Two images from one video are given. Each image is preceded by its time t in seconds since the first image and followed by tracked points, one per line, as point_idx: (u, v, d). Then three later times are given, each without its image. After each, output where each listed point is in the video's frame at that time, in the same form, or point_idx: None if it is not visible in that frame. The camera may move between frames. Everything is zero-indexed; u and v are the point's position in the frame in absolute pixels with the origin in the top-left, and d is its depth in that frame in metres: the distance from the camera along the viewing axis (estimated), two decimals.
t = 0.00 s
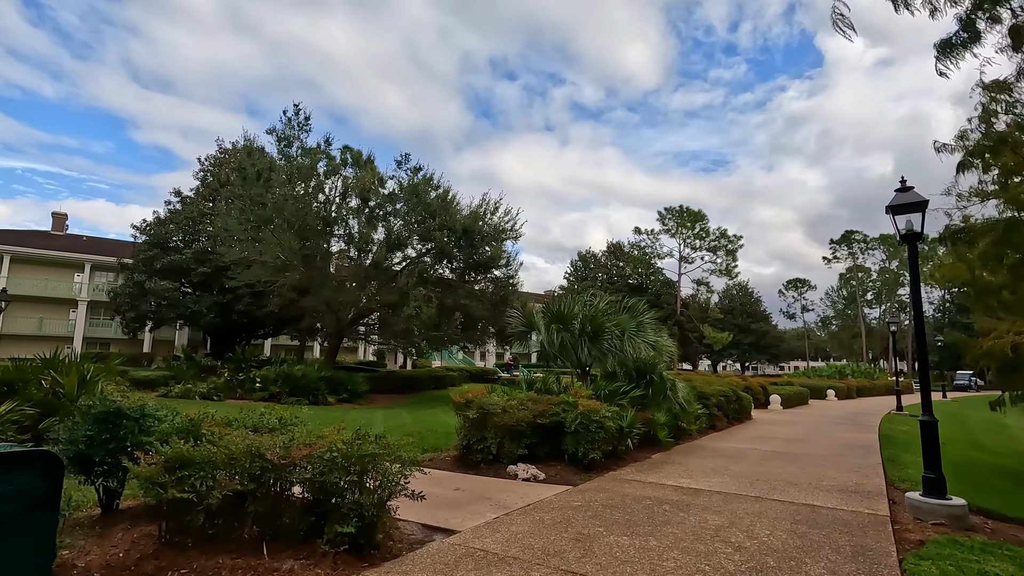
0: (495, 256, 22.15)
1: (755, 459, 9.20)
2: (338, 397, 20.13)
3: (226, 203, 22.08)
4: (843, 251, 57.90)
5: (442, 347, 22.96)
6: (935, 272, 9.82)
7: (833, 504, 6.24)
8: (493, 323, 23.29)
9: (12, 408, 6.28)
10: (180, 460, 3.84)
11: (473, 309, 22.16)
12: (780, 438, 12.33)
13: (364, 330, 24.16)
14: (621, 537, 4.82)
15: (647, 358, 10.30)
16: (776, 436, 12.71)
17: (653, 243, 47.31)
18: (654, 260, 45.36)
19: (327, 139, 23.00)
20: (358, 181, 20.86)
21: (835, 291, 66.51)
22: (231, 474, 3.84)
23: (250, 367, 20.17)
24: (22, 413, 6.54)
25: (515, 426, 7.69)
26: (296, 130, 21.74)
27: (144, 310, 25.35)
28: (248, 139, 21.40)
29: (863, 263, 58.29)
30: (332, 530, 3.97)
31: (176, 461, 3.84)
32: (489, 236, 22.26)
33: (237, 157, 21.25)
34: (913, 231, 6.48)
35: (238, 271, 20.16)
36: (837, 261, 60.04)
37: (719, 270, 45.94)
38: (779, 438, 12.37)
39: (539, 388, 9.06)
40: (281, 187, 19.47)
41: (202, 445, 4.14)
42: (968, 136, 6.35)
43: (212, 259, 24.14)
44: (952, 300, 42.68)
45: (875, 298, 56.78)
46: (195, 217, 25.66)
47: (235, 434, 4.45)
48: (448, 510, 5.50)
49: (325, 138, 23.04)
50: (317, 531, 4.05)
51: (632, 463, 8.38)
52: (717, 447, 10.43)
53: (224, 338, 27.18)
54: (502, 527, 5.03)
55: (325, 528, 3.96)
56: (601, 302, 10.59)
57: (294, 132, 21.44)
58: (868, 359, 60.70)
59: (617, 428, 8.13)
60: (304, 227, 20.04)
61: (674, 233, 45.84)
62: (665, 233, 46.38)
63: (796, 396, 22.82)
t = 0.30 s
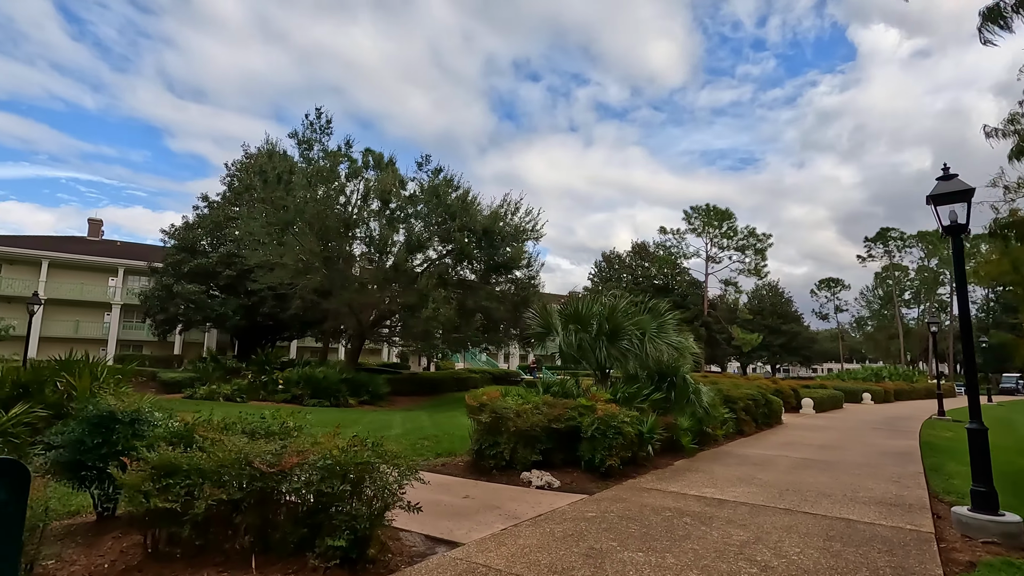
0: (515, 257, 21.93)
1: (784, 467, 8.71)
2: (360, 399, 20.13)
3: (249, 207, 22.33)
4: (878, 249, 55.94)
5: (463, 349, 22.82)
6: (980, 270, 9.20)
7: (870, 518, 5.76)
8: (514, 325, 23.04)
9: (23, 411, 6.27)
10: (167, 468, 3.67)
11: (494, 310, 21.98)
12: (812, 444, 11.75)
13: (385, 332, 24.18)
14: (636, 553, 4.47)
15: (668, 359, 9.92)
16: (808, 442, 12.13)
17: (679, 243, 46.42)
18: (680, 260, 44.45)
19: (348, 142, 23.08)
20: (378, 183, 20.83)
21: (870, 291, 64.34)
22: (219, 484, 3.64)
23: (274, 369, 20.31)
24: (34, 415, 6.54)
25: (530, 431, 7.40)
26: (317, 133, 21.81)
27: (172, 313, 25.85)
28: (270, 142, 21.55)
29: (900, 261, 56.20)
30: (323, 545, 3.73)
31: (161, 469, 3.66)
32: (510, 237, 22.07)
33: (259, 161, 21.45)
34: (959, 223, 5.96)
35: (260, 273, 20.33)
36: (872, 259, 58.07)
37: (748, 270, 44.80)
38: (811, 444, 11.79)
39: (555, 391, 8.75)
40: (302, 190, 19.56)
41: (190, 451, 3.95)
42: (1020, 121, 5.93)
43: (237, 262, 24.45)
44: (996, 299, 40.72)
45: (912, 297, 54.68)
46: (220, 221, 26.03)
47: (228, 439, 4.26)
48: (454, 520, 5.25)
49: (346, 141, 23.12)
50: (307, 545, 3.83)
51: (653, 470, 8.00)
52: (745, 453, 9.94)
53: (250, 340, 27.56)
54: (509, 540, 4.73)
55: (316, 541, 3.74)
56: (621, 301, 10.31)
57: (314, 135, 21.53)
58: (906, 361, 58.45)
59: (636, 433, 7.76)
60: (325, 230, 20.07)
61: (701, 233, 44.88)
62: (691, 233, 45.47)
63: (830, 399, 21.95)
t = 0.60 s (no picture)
0: (534, 257, 21.67)
1: (815, 475, 8.21)
2: (379, 402, 20.05)
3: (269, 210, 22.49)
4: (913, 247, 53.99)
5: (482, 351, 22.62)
6: None
7: (910, 533, 5.28)
8: (534, 326, 22.74)
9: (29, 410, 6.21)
10: (146, 473, 3.45)
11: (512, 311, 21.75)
12: (845, 450, 11.14)
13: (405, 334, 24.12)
14: (648, 569, 4.13)
15: (689, 360, 9.54)
16: (840, 447, 11.51)
17: (704, 243, 45.51)
18: (705, 260, 43.48)
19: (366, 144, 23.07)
20: (397, 185, 20.74)
21: (906, 291, 62.09)
22: (201, 491, 3.41)
23: (294, 371, 20.40)
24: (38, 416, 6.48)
25: (542, 435, 7.08)
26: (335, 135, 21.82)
27: (197, 315, 26.23)
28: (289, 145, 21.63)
29: (937, 259, 54.09)
30: (308, 558, 3.50)
31: (140, 474, 3.44)
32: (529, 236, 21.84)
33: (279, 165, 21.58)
34: (1007, 211, 5.47)
35: (280, 276, 20.44)
36: (907, 257, 56.09)
37: (776, 269, 43.62)
38: (844, 449, 11.18)
39: (570, 393, 8.42)
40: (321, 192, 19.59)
41: (173, 455, 3.74)
42: None
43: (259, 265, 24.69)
44: None
45: (951, 296, 52.61)
46: (242, 225, 26.31)
47: (213, 444, 4.05)
48: (454, 529, 4.97)
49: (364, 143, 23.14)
50: (291, 557, 3.59)
51: (673, 477, 7.61)
52: (772, 460, 9.44)
53: (272, 342, 27.85)
54: (511, 553, 4.42)
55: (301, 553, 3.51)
56: (641, 297, 10.07)
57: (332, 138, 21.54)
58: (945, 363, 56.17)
59: (654, 438, 7.40)
60: (344, 232, 20.05)
61: (726, 232, 43.89)
62: (717, 232, 44.51)
63: (863, 402, 21.07)
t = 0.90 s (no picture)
0: (551, 257, 21.39)
1: (842, 483, 7.76)
2: (396, 403, 19.98)
3: (288, 212, 22.62)
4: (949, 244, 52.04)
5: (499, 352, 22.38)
6: None
7: (946, 550, 4.86)
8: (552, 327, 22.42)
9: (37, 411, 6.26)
10: (120, 482, 3.28)
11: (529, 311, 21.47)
12: (876, 457, 10.59)
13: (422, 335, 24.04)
14: None
15: (708, 361, 9.17)
16: (871, 454, 10.94)
17: (727, 241, 44.60)
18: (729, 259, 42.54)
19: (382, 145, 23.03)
20: (413, 186, 20.64)
21: (941, 289, 59.88)
22: (176, 501, 3.22)
23: (312, 373, 20.47)
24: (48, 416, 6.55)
25: (551, 440, 6.81)
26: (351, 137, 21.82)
27: (219, 317, 26.62)
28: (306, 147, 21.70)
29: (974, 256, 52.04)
30: (285, 573, 3.30)
31: (114, 481, 3.27)
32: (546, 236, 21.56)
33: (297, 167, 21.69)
34: None
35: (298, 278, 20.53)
36: (943, 255, 54.09)
37: (803, 268, 42.46)
38: (875, 456, 10.62)
39: (582, 396, 8.13)
40: (337, 194, 19.61)
41: (151, 462, 3.58)
42: None
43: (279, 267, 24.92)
44: None
45: (990, 294, 50.50)
46: (262, 228, 26.59)
47: (194, 450, 3.86)
48: (453, 541, 4.73)
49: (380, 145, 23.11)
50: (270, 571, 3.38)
51: (689, 486, 7.25)
52: (797, 467, 8.98)
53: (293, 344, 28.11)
54: (509, 568, 4.15)
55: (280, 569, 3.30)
56: (657, 296, 9.75)
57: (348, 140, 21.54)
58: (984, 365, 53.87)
59: (669, 444, 7.07)
60: (360, 233, 20.03)
61: (751, 230, 42.87)
62: (741, 231, 43.54)
63: (896, 405, 20.19)
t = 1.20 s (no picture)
0: (565, 256, 21.11)
1: (865, 490, 7.33)
2: (409, 404, 19.89)
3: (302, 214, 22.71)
4: (982, 241, 50.23)
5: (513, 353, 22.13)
6: None
7: (976, 566, 4.46)
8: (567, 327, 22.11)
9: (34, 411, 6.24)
10: (82, 486, 3.13)
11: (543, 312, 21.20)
12: (902, 461, 10.08)
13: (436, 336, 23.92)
14: None
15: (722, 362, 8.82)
16: (898, 458, 10.42)
17: (749, 240, 43.69)
18: (750, 258, 41.65)
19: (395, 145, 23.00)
20: (425, 186, 20.53)
21: (974, 288, 57.83)
22: (137, 507, 3.05)
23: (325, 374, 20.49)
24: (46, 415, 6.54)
25: (554, 443, 6.54)
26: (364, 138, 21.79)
27: (237, 319, 26.88)
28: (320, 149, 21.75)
29: (1009, 253, 50.14)
30: None
31: (74, 487, 3.13)
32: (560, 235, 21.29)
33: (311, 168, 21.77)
34: None
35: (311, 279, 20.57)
36: (975, 252, 52.23)
37: (827, 267, 41.36)
38: (902, 461, 10.10)
39: (589, 398, 7.85)
40: (350, 194, 19.59)
41: (118, 464, 3.42)
42: None
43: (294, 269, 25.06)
44: None
45: None
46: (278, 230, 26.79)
47: (168, 452, 3.70)
48: (442, 550, 4.49)
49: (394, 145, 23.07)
50: None
51: (700, 491, 6.93)
52: (817, 472, 8.56)
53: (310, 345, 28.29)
54: None
55: None
56: (668, 295, 9.44)
57: (361, 141, 21.52)
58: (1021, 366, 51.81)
59: (678, 447, 6.76)
60: (373, 234, 19.98)
61: (773, 228, 41.93)
62: (763, 229, 42.61)
63: (926, 408, 19.38)
